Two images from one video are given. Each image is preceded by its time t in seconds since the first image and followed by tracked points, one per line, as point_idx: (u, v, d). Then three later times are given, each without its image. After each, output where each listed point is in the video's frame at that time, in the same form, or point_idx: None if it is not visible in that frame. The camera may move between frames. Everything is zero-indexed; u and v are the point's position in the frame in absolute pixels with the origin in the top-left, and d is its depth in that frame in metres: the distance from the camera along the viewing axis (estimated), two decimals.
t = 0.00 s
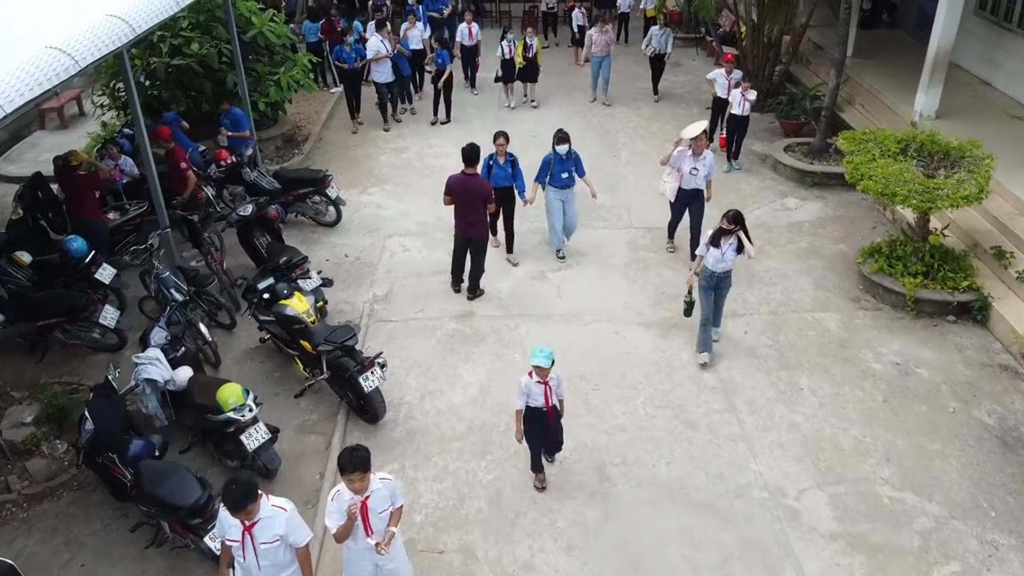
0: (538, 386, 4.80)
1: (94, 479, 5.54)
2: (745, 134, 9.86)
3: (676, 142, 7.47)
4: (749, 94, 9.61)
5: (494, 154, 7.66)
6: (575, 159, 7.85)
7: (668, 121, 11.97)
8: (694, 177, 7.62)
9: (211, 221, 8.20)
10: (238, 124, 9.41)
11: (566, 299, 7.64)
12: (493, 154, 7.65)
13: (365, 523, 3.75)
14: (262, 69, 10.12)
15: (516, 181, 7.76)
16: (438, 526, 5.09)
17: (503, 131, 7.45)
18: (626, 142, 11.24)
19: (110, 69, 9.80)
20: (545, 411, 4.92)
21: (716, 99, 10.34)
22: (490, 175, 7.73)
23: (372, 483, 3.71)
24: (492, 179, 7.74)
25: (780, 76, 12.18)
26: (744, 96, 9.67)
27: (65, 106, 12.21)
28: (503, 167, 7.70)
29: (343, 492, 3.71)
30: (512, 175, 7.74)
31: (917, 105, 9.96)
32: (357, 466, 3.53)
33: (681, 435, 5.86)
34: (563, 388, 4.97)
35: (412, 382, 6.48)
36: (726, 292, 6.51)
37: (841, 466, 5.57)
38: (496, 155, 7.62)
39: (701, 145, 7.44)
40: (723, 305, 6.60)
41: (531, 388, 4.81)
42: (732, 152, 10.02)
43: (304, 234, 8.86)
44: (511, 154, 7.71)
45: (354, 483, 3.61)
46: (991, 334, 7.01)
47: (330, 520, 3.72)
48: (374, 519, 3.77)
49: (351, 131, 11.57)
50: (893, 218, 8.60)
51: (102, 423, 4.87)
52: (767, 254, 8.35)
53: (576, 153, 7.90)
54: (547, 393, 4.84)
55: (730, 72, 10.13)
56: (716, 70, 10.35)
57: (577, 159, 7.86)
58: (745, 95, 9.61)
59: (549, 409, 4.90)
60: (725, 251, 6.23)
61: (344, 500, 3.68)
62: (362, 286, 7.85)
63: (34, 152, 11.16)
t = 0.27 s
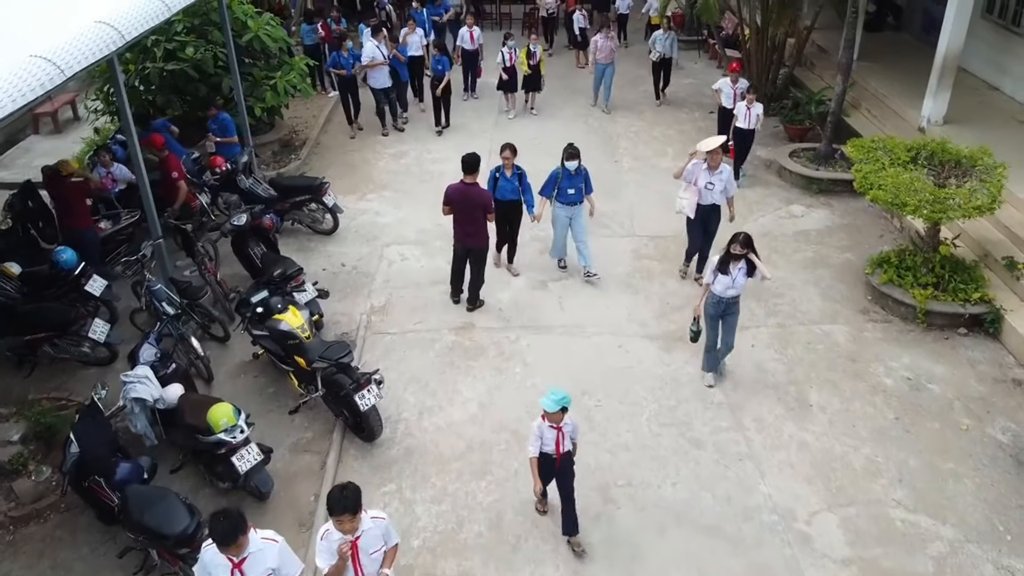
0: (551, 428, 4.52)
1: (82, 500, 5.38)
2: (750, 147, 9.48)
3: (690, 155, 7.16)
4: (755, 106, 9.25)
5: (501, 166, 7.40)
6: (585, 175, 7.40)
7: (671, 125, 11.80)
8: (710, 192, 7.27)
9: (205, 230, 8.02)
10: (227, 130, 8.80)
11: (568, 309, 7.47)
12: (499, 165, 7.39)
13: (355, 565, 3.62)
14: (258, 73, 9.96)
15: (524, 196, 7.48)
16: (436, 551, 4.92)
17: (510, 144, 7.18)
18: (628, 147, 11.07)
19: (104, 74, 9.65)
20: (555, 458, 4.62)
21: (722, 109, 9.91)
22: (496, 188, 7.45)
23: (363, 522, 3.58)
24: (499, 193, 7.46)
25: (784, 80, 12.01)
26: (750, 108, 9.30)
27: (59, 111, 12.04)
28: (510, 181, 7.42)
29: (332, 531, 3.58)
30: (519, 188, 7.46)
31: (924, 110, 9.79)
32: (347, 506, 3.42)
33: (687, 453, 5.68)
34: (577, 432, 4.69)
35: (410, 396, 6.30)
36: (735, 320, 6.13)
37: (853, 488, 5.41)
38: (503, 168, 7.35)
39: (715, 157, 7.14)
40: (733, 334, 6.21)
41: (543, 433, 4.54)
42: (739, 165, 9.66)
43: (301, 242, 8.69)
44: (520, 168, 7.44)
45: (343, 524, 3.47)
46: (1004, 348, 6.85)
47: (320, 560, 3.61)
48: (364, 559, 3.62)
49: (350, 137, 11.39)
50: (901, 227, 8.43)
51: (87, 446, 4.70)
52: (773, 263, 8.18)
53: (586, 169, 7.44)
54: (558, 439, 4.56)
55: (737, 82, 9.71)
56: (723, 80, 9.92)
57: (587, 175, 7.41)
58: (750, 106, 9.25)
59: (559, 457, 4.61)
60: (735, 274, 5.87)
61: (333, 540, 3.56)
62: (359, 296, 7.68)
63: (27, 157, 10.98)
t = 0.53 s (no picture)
0: (564, 477, 4.19)
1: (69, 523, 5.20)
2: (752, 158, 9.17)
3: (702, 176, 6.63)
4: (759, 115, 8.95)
5: (507, 183, 6.99)
6: (598, 192, 7.07)
7: (674, 129, 11.63)
8: (724, 216, 6.70)
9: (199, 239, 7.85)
10: (217, 136, 8.64)
11: (570, 321, 7.29)
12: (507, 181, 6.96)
13: None
14: (254, 77, 9.78)
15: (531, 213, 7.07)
16: None
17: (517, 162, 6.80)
18: (630, 152, 10.90)
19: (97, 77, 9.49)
20: (569, 508, 4.30)
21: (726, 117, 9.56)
22: (501, 206, 7.04)
23: (355, 560, 3.46)
24: (504, 211, 7.04)
25: (788, 83, 11.84)
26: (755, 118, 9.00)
27: (53, 114, 11.85)
28: (516, 199, 7.01)
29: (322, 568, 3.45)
30: (526, 207, 7.05)
31: (932, 116, 9.62)
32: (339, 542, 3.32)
33: (693, 473, 5.51)
34: (600, 492, 4.28)
35: (408, 412, 6.13)
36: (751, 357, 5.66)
37: (865, 510, 5.24)
38: (509, 185, 6.95)
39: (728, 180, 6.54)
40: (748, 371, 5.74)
41: (555, 479, 4.22)
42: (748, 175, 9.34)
43: (297, 251, 8.52)
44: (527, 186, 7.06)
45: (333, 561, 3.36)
46: (1017, 361, 6.68)
47: None
48: None
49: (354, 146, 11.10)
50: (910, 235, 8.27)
51: (72, 470, 4.54)
52: (779, 273, 8.01)
53: (599, 186, 7.11)
54: (572, 490, 4.21)
55: (740, 89, 9.38)
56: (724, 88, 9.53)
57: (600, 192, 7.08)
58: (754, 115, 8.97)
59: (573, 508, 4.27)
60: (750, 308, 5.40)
61: None
62: (356, 307, 7.50)
63: (20, 163, 10.80)
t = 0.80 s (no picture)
0: (567, 531, 4.07)
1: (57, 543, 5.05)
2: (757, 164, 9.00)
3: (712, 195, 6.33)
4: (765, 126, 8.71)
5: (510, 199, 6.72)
6: (607, 208, 6.80)
7: (676, 134, 11.48)
8: (734, 234, 6.47)
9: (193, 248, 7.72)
10: (211, 140, 8.45)
11: (572, 331, 7.14)
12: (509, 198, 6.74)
13: None
14: (250, 81, 9.63)
15: (536, 227, 6.85)
16: None
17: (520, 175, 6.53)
18: (632, 157, 10.76)
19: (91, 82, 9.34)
20: (573, 564, 4.18)
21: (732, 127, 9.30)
22: (505, 221, 6.79)
23: None
24: (508, 227, 6.80)
25: (792, 86, 11.69)
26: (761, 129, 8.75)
27: (48, 118, 11.70)
28: (520, 214, 6.76)
29: None
30: (531, 221, 6.81)
31: (939, 120, 9.47)
32: None
33: (699, 491, 5.36)
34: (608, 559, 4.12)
35: (406, 427, 5.98)
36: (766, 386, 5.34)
37: (876, 530, 5.10)
38: (513, 201, 6.68)
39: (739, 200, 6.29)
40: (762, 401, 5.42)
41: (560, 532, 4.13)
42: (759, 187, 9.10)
43: (294, 259, 8.37)
44: (532, 200, 6.78)
45: None
46: None
47: None
48: None
49: (352, 153, 10.89)
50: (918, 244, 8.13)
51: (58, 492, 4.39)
52: (785, 282, 7.86)
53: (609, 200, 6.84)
54: (575, 546, 4.09)
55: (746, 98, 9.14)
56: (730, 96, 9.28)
57: (611, 206, 6.80)
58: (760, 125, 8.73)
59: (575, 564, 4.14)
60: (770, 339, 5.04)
61: None
62: (353, 317, 7.35)
63: (14, 167, 10.65)
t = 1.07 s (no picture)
0: None
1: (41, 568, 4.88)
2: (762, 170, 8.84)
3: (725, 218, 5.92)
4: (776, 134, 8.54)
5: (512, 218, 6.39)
6: (612, 230, 6.36)
7: (679, 138, 11.31)
8: (746, 261, 6.06)
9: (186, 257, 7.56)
10: (205, 146, 8.33)
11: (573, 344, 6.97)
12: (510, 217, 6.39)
13: None
14: (246, 86, 9.47)
15: (540, 248, 6.54)
16: None
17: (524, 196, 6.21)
18: (635, 163, 10.59)
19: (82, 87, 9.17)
20: None
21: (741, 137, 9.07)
22: (506, 241, 6.47)
23: None
24: (508, 248, 6.47)
25: (796, 90, 11.52)
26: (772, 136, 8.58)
27: (41, 122, 11.53)
28: (523, 233, 6.45)
29: None
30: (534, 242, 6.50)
31: (947, 126, 9.29)
32: None
33: (705, 513, 5.20)
34: None
35: (403, 445, 5.81)
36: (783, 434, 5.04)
37: (889, 555, 4.93)
38: (515, 219, 6.36)
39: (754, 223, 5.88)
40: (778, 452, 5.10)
41: None
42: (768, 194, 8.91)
43: (289, 268, 8.20)
44: (537, 220, 6.46)
45: None
46: None
47: None
48: None
49: (350, 158, 10.72)
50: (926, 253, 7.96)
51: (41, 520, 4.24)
52: (791, 292, 7.69)
53: (614, 221, 6.40)
54: None
55: (758, 107, 8.95)
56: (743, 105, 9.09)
57: (616, 229, 6.36)
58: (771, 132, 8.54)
59: None
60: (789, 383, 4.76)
61: None
62: (349, 329, 7.18)
63: (7, 173, 10.48)
